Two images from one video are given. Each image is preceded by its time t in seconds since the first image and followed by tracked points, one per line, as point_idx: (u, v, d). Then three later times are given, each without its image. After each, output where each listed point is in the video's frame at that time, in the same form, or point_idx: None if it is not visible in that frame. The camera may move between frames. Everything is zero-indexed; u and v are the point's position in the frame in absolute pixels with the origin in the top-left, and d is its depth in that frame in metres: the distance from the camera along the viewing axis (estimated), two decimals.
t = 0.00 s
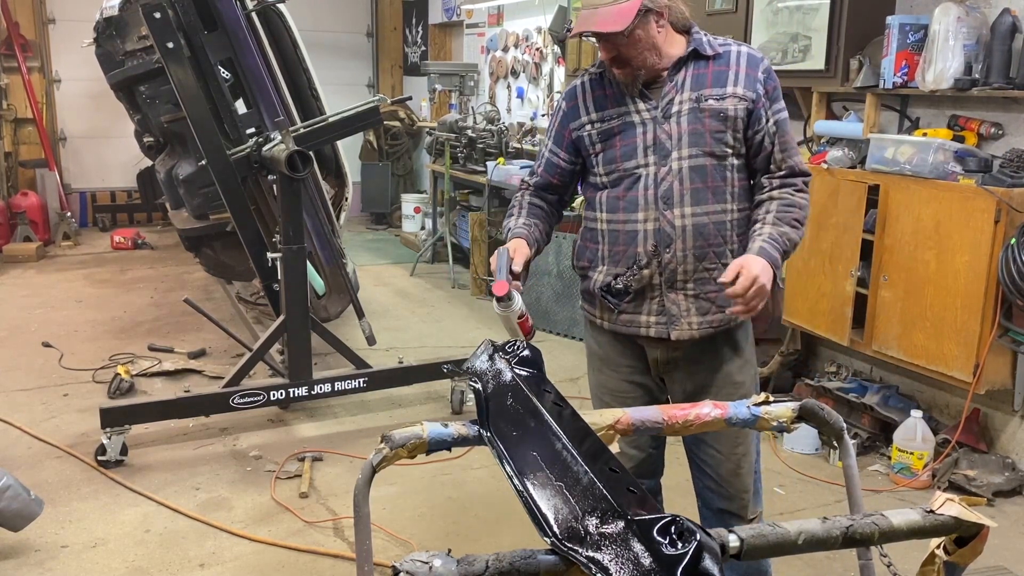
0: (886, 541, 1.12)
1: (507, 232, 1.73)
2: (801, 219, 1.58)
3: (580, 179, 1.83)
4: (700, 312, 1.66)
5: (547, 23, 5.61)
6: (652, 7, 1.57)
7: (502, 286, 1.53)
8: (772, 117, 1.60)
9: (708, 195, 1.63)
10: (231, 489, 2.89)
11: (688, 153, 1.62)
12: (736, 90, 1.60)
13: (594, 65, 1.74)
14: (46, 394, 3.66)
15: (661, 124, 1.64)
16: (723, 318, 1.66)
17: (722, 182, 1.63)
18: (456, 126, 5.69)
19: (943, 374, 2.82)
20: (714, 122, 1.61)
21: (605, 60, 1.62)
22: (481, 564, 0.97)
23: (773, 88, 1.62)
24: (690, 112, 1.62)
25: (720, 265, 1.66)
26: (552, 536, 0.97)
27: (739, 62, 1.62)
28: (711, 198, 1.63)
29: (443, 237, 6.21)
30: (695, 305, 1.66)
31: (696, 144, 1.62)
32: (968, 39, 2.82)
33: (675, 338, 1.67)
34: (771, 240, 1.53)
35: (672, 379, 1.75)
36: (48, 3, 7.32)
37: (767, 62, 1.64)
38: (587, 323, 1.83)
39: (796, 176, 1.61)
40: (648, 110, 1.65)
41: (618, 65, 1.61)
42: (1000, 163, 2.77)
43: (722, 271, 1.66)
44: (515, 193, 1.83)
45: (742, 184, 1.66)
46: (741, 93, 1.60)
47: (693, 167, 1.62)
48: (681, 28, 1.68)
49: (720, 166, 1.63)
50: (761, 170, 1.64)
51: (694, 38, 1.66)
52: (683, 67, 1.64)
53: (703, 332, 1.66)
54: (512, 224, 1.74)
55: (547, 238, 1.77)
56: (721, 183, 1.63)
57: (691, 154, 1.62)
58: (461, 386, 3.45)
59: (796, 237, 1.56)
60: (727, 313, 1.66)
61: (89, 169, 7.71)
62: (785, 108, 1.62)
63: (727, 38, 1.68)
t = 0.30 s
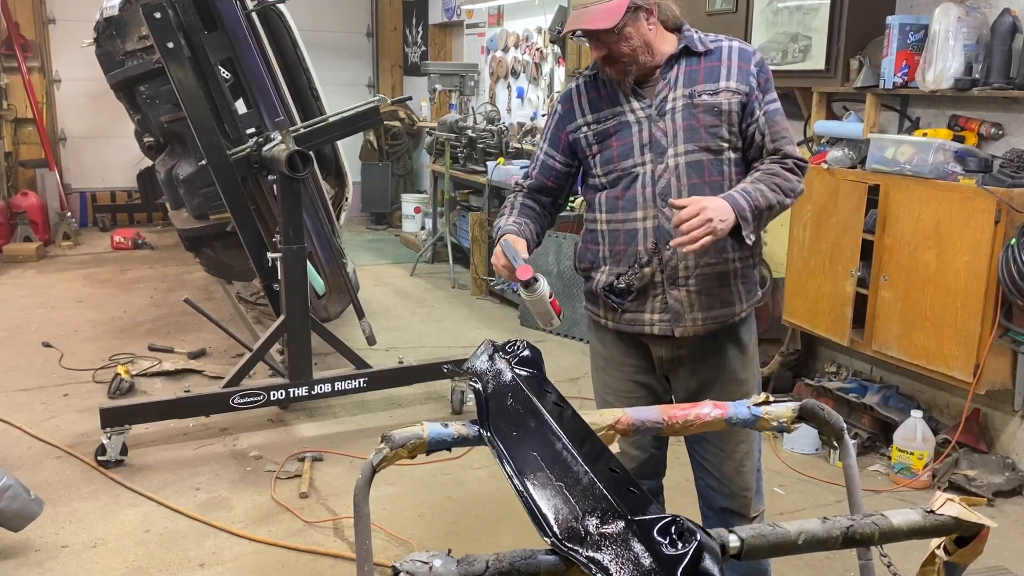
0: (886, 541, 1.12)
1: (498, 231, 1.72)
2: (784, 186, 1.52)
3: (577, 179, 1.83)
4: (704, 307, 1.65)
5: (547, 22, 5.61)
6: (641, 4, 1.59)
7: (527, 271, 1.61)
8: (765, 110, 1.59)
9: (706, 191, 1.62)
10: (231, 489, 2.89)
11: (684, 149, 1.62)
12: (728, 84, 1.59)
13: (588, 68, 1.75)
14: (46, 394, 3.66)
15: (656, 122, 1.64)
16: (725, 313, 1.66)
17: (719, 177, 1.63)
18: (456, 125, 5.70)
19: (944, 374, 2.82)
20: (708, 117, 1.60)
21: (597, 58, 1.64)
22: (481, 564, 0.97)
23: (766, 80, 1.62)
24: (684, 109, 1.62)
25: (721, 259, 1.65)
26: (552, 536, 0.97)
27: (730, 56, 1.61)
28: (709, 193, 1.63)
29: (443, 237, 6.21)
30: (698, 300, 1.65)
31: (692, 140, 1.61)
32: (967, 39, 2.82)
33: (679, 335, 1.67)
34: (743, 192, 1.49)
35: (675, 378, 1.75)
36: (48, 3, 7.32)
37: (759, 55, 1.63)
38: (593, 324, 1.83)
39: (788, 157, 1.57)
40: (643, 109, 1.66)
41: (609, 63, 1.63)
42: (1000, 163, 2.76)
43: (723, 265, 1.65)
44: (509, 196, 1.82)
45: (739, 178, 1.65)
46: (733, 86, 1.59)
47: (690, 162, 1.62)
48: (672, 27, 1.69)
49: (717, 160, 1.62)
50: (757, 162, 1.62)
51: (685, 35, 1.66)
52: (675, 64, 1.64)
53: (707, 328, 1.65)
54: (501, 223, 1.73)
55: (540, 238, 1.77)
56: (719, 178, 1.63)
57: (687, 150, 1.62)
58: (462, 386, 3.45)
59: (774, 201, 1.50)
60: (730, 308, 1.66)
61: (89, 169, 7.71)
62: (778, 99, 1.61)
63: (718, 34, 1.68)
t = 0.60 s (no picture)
0: (887, 541, 1.12)
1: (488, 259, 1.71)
2: (773, 158, 1.45)
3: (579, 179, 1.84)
4: (706, 307, 1.65)
5: (547, 23, 5.61)
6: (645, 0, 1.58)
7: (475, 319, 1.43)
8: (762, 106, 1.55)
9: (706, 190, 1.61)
10: (231, 489, 2.89)
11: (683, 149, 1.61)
12: (725, 82, 1.58)
13: (586, 68, 1.75)
14: (46, 394, 3.66)
15: (655, 122, 1.65)
16: (729, 312, 1.66)
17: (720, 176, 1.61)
18: (456, 125, 5.70)
19: (944, 374, 2.82)
20: (705, 116, 1.59)
21: (605, 53, 1.59)
22: (481, 564, 0.96)
23: (763, 76, 1.60)
24: (681, 109, 1.61)
25: (724, 258, 1.64)
26: (552, 536, 0.97)
27: (726, 54, 1.60)
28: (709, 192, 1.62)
29: (443, 237, 6.21)
30: (701, 299, 1.65)
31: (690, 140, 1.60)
32: (967, 39, 2.82)
33: (684, 334, 1.67)
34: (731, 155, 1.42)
35: (678, 377, 1.75)
36: (48, 3, 7.32)
37: (757, 53, 1.61)
38: (597, 324, 1.83)
39: (783, 141, 1.49)
40: (641, 110, 1.67)
41: (618, 59, 1.60)
42: (1000, 163, 2.76)
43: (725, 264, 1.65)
44: (507, 208, 1.81)
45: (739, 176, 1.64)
46: (730, 84, 1.58)
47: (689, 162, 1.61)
48: (669, 25, 1.69)
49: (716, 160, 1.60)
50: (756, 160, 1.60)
51: (681, 34, 1.65)
52: (671, 63, 1.64)
53: (711, 328, 1.66)
54: (491, 251, 1.72)
55: (530, 257, 1.77)
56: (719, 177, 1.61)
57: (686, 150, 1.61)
58: (462, 386, 3.45)
59: (759, 169, 1.42)
60: (734, 306, 1.66)
61: (89, 169, 7.70)
62: (776, 93, 1.58)
63: (715, 32, 1.66)
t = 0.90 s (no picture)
0: (887, 541, 1.12)
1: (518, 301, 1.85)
2: (763, 137, 1.49)
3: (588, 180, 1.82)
4: (700, 307, 1.65)
5: (547, 22, 5.61)
6: None
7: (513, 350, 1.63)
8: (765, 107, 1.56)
9: (705, 190, 1.63)
10: (231, 489, 2.89)
11: (685, 148, 1.62)
12: (729, 82, 1.60)
13: (594, 63, 1.74)
14: (46, 394, 3.66)
15: (659, 120, 1.64)
16: (723, 313, 1.66)
17: (719, 176, 1.63)
18: (456, 125, 5.69)
19: (944, 374, 2.82)
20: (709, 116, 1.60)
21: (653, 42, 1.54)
22: (481, 564, 0.97)
23: (767, 78, 1.61)
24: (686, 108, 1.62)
25: (720, 259, 1.65)
26: (552, 537, 0.97)
27: (733, 56, 1.61)
28: (709, 192, 1.63)
29: (443, 237, 6.21)
30: (695, 300, 1.65)
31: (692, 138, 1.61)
32: (967, 39, 2.82)
33: (676, 334, 1.67)
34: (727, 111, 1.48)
35: (674, 379, 1.75)
36: (48, 3, 7.32)
37: (764, 56, 1.63)
38: (591, 324, 1.83)
39: (771, 127, 1.53)
40: (646, 106, 1.65)
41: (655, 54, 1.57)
42: (1000, 163, 2.76)
43: (721, 265, 1.65)
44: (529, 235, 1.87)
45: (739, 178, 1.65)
46: (734, 84, 1.59)
47: (689, 161, 1.62)
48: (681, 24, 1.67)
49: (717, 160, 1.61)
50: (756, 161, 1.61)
51: (694, 33, 1.64)
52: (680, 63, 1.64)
53: (705, 328, 1.65)
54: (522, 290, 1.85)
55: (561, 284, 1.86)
56: (720, 178, 1.63)
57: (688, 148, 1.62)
58: (461, 386, 3.45)
59: (747, 134, 1.46)
60: (727, 307, 1.66)
61: (89, 169, 7.70)
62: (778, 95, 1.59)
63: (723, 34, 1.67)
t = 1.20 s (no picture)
0: (887, 541, 1.12)
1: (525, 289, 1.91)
2: (757, 141, 1.49)
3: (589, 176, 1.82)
4: (690, 310, 1.65)
5: (547, 22, 5.61)
6: None
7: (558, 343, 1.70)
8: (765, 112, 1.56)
9: (699, 193, 1.63)
10: (231, 489, 2.89)
11: (682, 149, 1.62)
12: (730, 86, 1.59)
13: (599, 59, 1.74)
14: (46, 394, 3.66)
15: (659, 121, 1.64)
16: (713, 316, 1.65)
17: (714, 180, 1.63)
18: (456, 125, 5.69)
19: (943, 374, 2.82)
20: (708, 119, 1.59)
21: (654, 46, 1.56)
22: (481, 564, 0.97)
23: (769, 84, 1.60)
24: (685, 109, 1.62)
25: (711, 263, 1.65)
26: (553, 537, 0.97)
27: (737, 60, 1.60)
28: (704, 195, 1.63)
29: (443, 238, 6.21)
30: (685, 302, 1.65)
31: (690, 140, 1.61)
32: (968, 39, 2.82)
33: (665, 335, 1.67)
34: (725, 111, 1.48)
35: (670, 380, 1.75)
36: (48, 3, 7.32)
37: (770, 62, 1.62)
38: (586, 322, 1.83)
39: (766, 130, 1.54)
40: (646, 106, 1.65)
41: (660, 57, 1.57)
42: (1000, 163, 2.76)
43: (713, 269, 1.65)
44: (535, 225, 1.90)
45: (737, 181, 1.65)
46: (735, 89, 1.59)
47: (685, 163, 1.62)
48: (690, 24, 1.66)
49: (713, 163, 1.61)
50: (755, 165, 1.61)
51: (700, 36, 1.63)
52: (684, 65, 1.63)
53: (693, 331, 1.65)
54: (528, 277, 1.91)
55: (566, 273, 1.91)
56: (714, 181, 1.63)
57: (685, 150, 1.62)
58: (462, 386, 3.45)
59: (739, 136, 1.46)
60: (717, 311, 1.66)
61: (89, 169, 7.70)
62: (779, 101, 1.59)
63: (730, 37, 1.66)
